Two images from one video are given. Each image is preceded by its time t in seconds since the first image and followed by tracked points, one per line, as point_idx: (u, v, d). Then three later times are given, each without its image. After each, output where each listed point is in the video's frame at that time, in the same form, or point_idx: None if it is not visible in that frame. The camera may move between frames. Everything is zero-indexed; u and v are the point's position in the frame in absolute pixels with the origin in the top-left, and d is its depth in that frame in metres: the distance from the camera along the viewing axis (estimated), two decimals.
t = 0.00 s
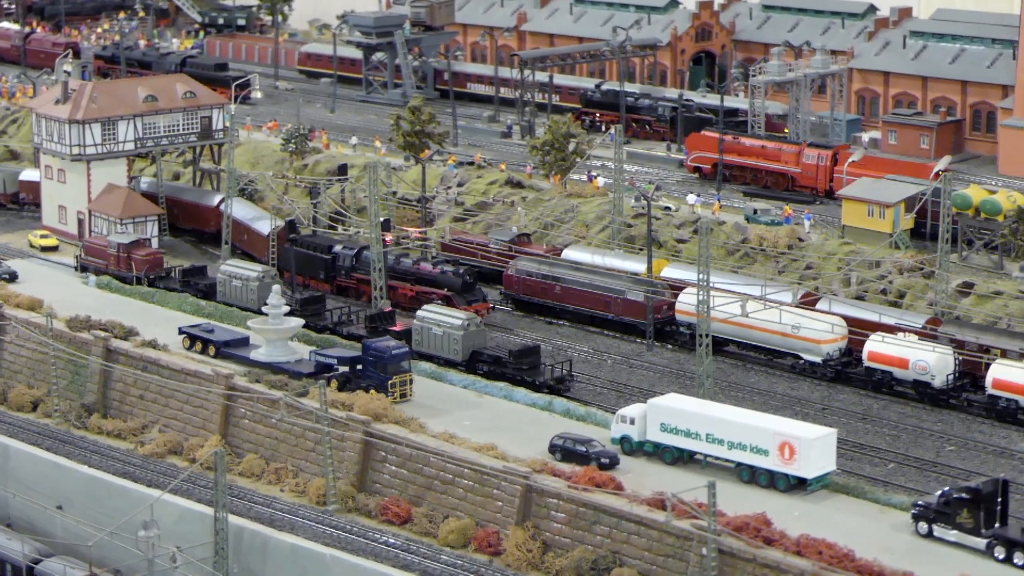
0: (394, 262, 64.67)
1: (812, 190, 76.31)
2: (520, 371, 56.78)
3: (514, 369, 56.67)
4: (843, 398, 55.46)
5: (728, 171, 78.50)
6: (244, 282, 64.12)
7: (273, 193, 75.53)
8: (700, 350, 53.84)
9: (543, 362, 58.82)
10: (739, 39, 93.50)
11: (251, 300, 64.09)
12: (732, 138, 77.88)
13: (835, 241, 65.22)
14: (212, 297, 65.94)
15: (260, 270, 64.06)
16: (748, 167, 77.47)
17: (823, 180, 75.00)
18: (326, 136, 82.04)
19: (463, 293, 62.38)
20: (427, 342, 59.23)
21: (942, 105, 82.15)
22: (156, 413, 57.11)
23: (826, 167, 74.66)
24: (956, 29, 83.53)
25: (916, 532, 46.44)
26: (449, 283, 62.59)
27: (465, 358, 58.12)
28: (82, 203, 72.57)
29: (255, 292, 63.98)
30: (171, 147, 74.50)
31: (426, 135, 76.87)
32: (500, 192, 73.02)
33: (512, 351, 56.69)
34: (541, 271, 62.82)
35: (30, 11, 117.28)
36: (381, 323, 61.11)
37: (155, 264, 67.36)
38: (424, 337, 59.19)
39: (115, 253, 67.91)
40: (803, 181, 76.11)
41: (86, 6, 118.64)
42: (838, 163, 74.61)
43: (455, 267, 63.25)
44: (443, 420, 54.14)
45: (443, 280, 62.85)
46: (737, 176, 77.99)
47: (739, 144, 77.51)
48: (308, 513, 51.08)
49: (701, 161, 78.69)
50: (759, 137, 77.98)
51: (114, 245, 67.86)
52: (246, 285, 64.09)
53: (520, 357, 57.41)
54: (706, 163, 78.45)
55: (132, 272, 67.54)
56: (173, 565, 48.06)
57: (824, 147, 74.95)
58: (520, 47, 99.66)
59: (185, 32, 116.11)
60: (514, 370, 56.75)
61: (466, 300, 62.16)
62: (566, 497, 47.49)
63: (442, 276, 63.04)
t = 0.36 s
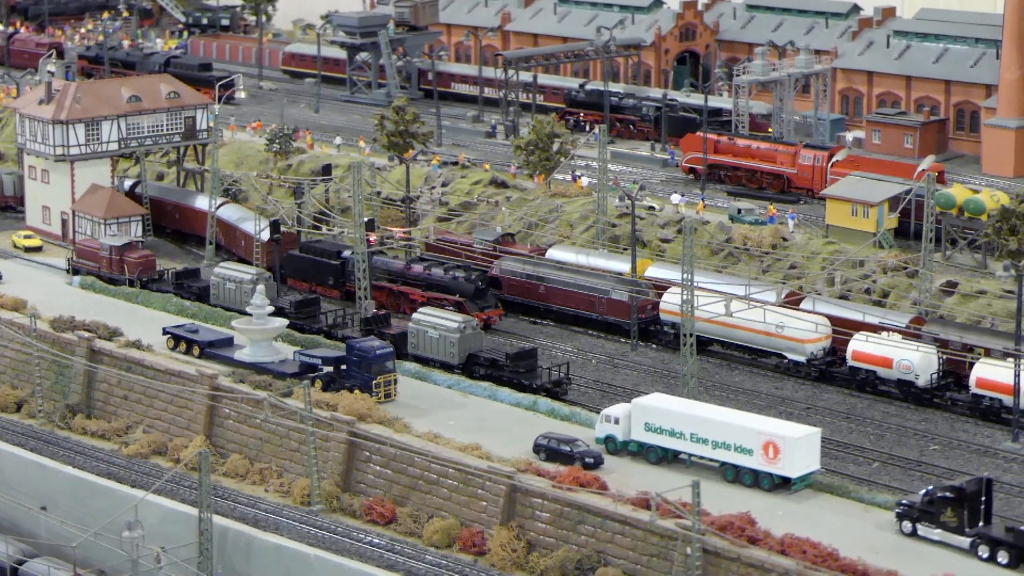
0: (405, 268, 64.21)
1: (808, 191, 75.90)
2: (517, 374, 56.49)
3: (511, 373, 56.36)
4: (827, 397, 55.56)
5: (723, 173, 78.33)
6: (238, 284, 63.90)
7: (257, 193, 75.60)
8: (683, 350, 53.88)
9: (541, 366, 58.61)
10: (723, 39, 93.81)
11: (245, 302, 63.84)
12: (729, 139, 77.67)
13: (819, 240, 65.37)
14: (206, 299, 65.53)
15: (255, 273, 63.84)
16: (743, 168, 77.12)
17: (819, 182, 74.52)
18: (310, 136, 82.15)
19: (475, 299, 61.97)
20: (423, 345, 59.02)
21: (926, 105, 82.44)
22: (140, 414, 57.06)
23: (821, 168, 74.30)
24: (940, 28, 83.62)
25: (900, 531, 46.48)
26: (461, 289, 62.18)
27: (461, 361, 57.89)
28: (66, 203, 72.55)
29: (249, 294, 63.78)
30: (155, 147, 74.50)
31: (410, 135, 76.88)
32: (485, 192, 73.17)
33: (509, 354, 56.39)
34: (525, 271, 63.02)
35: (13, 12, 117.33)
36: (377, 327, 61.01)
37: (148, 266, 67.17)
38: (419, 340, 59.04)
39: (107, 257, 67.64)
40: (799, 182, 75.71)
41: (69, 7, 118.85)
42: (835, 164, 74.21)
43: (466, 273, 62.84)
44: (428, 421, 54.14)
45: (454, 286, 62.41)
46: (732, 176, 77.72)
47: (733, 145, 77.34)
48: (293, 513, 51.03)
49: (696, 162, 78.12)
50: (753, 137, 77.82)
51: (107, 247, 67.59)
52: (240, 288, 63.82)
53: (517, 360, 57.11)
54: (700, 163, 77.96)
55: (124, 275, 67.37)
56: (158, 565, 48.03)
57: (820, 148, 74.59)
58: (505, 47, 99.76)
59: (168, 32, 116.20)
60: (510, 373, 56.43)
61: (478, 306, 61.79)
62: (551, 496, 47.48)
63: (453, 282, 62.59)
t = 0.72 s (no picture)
0: (416, 272, 63.23)
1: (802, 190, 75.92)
2: (514, 376, 56.09)
3: (508, 374, 56.03)
4: (811, 396, 55.65)
5: (719, 173, 77.71)
6: (232, 286, 63.47)
7: (241, 192, 75.72)
8: (667, 349, 53.92)
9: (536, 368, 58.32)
10: (707, 38, 93.09)
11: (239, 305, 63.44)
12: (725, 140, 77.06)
13: (803, 239, 65.58)
14: (200, 301, 65.26)
15: (249, 273, 63.68)
16: (739, 168, 76.65)
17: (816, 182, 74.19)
18: (293, 135, 82.31)
19: (488, 304, 61.03)
20: (419, 346, 58.82)
21: (909, 103, 82.57)
22: (125, 413, 57.00)
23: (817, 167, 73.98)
24: (923, 27, 83.75)
25: (884, 529, 46.50)
26: (473, 294, 61.25)
27: (458, 363, 57.70)
28: (49, 202, 72.48)
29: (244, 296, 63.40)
30: (139, 146, 74.75)
31: (394, 134, 76.89)
32: (469, 190, 73.31)
33: (506, 355, 56.07)
34: (509, 270, 63.11)
35: None
36: (372, 329, 60.85)
37: (140, 268, 67.01)
38: (415, 341, 58.85)
39: (99, 257, 67.43)
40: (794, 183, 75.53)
41: (52, 6, 119.23)
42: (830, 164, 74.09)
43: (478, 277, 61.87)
44: (412, 419, 54.14)
45: (466, 290, 61.52)
46: (727, 177, 77.17)
47: (728, 145, 76.78)
48: (277, 512, 50.99)
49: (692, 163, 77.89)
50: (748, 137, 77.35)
51: (99, 248, 67.32)
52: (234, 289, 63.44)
53: (514, 362, 56.80)
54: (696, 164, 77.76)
55: (117, 276, 67.15)
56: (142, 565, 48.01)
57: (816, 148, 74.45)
58: (489, 45, 99.88)
59: (152, 31, 116.42)
60: (508, 375, 56.09)
61: (490, 311, 60.88)
62: (535, 495, 47.47)
63: (465, 286, 61.68)
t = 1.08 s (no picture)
0: (427, 275, 62.30)
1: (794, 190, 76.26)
2: (512, 378, 55.98)
3: (505, 376, 55.77)
4: (796, 394, 55.72)
5: (714, 173, 77.40)
6: (225, 287, 63.38)
7: (225, 191, 75.84)
8: (651, 347, 53.94)
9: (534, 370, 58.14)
10: (691, 36, 93.69)
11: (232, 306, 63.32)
12: (718, 138, 76.93)
13: (787, 237, 65.80)
14: (194, 302, 65.20)
15: (243, 274, 63.64)
16: (735, 169, 76.37)
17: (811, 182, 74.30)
18: (278, 134, 82.45)
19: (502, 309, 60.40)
20: (416, 348, 58.51)
21: (893, 102, 82.72)
22: (109, 413, 56.94)
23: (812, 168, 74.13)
24: (906, 25, 83.87)
25: (868, 526, 46.53)
26: (486, 299, 60.52)
27: (454, 364, 57.47)
28: (32, 201, 72.44)
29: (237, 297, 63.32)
30: (122, 145, 74.85)
31: (379, 133, 76.90)
32: (454, 188, 73.46)
33: (504, 358, 55.77)
34: (493, 268, 63.24)
35: None
36: (368, 330, 60.67)
37: (133, 269, 67.09)
38: (411, 343, 58.54)
39: (92, 258, 67.38)
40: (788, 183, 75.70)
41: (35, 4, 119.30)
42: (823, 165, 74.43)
43: (491, 281, 61.18)
44: (396, 418, 54.13)
45: (479, 295, 60.78)
46: (723, 177, 76.92)
47: (724, 146, 76.47)
48: (261, 511, 50.95)
49: (687, 164, 77.48)
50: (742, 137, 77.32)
51: (91, 250, 67.34)
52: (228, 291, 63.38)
53: (510, 364, 56.55)
54: (692, 164, 77.34)
55: (110, 277, 67.10)
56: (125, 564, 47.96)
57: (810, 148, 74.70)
58: (473, 44, 100.00)
59: (136, 30, 116.57)
60: (505, 376, 55.92)
61: (504, 317, 60.27)
62: (519, 494, 47.44)
63: (478, 291, 60.92)
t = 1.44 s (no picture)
0: (436, 277, 61.49)
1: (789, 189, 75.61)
2: (508, 376, 55.80)
3: (501, 375, 55.71)
4: (779, 388, 55.80)
5: (708, 170, 76.84)
6: (218, 285, 63.16)
7: (208, 187, 75.96)
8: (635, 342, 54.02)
9: (532, 369, 57.76)
10: (674, 31, 93.91)
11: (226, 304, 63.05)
12: (713, 137, 77.46)
13: (770, 232, 66.31)
14: (186, 301, 64.67)
15: (237, 273, 63.38)
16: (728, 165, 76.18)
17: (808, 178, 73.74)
18: (261, 130, 82.66)
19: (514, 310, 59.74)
20: (411, 346, 58.25)
21: (876, 97, 82.90)
22: (92, 409, 56.87)
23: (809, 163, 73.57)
24: (889, 21, 84.03)
25: (851, 521, 46.52)
26: (498, 301, 59.88)
27: (451, 363, 57.29)
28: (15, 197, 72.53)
29: (231, 295, 63.06)
30: (106, 141, 74.88)
31: (361, 129, 77.20)
32: (437, 184, 73.68)
33: (500, 356, 55.64)
34: (476, 263, 62.98)
35: None
36: (362, 328, 60.27)
37: (125, 267, 66.71)
38: (406, 341, 58.31)
39: (84, 257, 67.11)
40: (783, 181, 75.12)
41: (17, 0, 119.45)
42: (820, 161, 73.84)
43: (502, 282, 60.54)
44: (380, 413, 54.10)
45: (490, 297, 60.12)
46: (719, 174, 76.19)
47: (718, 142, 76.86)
48: (244, 507, 50.88)
49: (680, 160, 77.51)
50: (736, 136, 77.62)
51: (83, 248, 67.17)
52: (221, 288, 63.12)
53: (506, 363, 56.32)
54: (685, 160, 77.36)
55: (101, 276, 66.81)
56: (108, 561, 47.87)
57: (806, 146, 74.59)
58: (456, 40, 100.22)
59: (119, 25, 116.86)
60: (501, 375, 55.80)
61: (516, 319, 59.61)
62: (503, 489, 47.39)
63: (489, 293, 60.27)
